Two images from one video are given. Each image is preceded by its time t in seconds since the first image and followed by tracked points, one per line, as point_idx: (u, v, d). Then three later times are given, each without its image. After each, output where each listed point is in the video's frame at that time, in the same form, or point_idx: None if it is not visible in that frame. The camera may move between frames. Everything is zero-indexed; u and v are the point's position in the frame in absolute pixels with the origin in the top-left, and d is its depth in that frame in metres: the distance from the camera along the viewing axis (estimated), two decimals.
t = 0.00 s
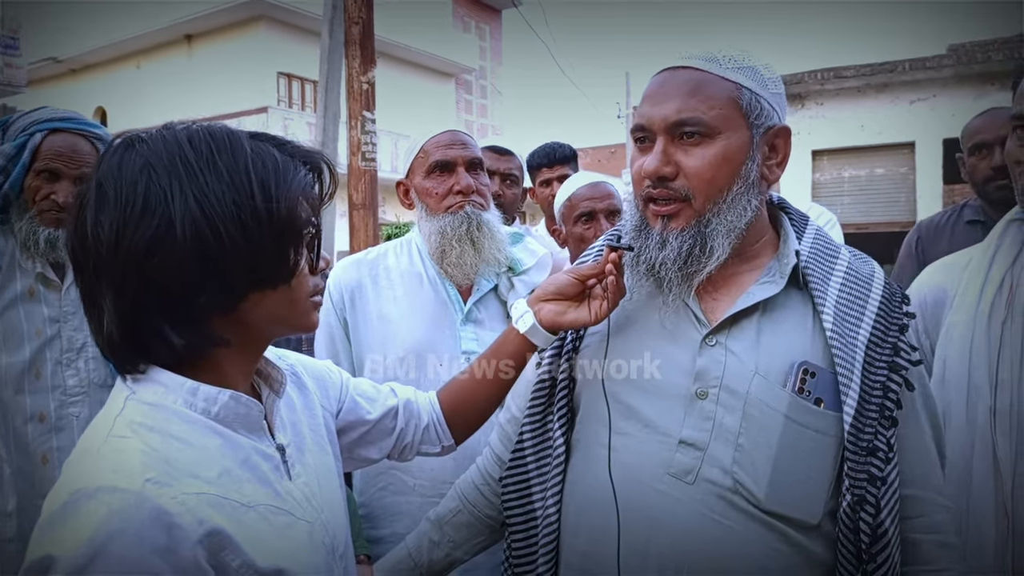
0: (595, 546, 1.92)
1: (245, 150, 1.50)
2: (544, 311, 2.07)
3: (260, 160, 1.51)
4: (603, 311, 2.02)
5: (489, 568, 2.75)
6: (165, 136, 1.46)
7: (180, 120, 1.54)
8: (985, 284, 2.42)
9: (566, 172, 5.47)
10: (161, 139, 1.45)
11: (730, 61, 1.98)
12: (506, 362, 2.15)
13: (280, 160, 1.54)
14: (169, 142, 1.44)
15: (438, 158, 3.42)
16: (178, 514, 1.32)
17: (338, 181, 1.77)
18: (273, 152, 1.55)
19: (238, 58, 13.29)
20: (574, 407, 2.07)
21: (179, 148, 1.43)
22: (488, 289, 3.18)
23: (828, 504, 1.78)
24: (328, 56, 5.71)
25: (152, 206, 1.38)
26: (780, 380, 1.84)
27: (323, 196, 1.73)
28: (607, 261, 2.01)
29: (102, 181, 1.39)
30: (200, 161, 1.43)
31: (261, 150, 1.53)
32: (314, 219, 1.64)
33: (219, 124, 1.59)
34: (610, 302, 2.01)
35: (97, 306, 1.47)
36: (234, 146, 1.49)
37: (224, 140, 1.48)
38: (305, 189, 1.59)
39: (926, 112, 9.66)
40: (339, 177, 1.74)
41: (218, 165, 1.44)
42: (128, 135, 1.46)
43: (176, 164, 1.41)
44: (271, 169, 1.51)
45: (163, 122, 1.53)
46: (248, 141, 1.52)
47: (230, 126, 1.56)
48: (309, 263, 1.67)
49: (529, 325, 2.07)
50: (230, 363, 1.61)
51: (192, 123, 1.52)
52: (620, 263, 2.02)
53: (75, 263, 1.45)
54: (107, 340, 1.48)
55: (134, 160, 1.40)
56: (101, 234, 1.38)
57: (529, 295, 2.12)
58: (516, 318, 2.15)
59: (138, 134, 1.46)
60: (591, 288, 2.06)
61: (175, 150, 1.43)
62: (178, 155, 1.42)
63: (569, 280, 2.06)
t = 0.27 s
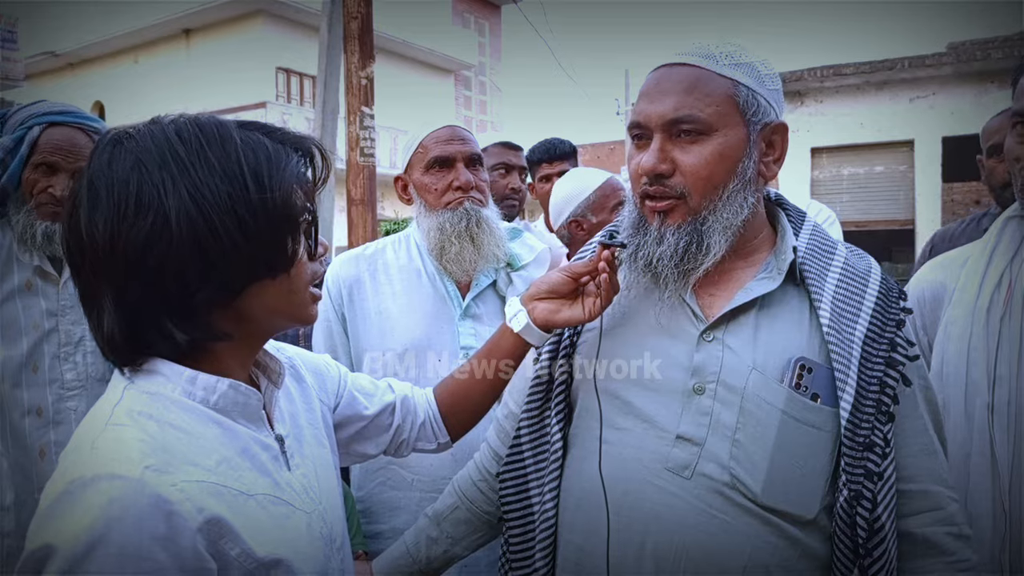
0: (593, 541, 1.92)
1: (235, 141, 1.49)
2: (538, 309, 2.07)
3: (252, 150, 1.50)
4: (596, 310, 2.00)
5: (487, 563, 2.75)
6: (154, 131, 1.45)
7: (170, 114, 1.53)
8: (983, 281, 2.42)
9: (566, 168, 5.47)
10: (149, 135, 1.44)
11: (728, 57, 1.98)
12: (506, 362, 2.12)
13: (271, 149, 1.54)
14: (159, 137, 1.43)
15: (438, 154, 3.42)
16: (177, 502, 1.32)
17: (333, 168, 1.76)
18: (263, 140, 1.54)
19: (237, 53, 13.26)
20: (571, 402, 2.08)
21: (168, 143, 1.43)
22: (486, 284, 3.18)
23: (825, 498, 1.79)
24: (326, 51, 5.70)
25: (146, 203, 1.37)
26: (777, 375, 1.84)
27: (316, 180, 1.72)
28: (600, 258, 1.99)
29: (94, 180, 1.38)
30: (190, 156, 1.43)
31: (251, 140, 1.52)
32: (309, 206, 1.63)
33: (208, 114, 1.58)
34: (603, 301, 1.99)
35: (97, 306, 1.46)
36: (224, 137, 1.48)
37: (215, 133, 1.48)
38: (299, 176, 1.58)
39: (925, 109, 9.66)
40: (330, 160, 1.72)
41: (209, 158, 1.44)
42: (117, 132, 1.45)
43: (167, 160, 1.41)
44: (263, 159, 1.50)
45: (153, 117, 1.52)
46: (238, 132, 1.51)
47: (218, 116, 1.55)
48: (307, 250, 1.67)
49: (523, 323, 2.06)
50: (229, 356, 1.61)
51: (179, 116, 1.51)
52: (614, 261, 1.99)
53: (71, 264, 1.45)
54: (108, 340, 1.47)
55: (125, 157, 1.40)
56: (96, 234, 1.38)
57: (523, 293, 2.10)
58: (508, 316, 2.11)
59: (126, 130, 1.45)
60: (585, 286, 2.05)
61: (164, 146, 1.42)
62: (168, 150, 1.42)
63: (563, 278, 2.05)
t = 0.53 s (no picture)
0: (596, 539, 1.92)
1: (246, 142, 1.49)
2: (543, 310, 2.07)
3: (262, 151, 1.50)
4: (602, 310, 2.02)
5: (490, 562, 2.75)
6: (165, 131, 1.45)
7: (180, 113, 1.53)
8: (986, 280, 2.42)
9: (569, 168, 5.48)
10: (161, 134, 1.45)
11: (730, 56, 1.99)
12: (506, 362, 2.13)
13: (282, 150, 1.54)
14: (170, 137, 1.44)
15: (457, 152, 3.42)
16: (187, 500, 1.33)
17: (339, 166, 1.78)
18: (275, 142, 1.54)
19: (240, 53, 13.28)
20: (575, 400, 2.09)
21: (180, 143, 1.43)
22: (489, 284, 3.18)
23: (827, 497, 1.79)
24: (330, 51, 5.71)
25: (157, 204, 1.38)
26: (778, 373, 1.85)
27: (324, 181, 1.73)
28: (606, 259, 2.02)
29: (106, 181, 1.39)
30: (201, 156, 1.43)
31: (263, 141, 1.52)
32: (319, 207, 1.63)
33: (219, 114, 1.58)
34: (609, 303, 2.02)
35: (106, 305, 1.47)
36: (235, 137, 1.48)
37: (225, 134, 1.48)
38: (309, 179, 1.58)
39: (928, 109, 9.64)
40: (339, 160, 1.75)
41: (220, 159, 1.44)
42: (129, 131, 1.46)
43: (178, 161, 1.41)
44: (274, 160, 1.51)
45: (165, 116, 1.53)
46: (249, 132, 1.51)
47: (229, 116, 1.55)
48: (316, 252, 1.67)
49: (529, 324, 2.07)
50: (238, 355, 1.62)
51: (190, 115, 1.51)
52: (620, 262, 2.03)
53: (83, 262, 1.46)
54: (117, 339, 1.48)
55: (137, 158, 1.40)
56: (108, 234, 1.39)
57: (528, 294, 2.11)
58: (515, 316, 2.13)
59: (138, 130, 1.45)
60: (591, 287, 2.06)
61: (176, 146, 1.43)
62: (180, 150, 1.42)
63: (568, 279, 2.05)
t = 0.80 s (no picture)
0: (594, 539, 1.93)
1: (256, 149, 1.51)
2: (540, 310, 2.07)
3: (270, 158, 1.52)
4: (597, 310, 2.02)
5: (489, 562, 2.75)
6: (178, 131, 1.47)
7: (195, 115, 1.55)
8: (982, 278, 2.42)
9: (566, 168, 5.49)
10: (174, 133, 1.46)
11: (727, 56, 1.99)
12: (506, 362, 2.13)
13: (290, 160, 1.55)
14: (182, 136, 1.45)
15: (469, 152, 3.44)
16: (184, 503, 1.33)
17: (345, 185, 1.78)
18: (283, 152, 1.56)
19: (236, 54, 13.28)
20: (573, 400, 2.09)
21: (190, 142, 1.44)
22: (486, 284, 3.19)
23: (823, 495, 1.79)
24: (326, 52, 5.71)
25: (160, 198, 1.38)
26: (775, 372, 1.85)
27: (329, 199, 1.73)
28: (602, 260, 2.02)
29: (113, 171, 1.40)
30: (210, 156, 1.44)
31: (272, 150, 1.54)
32: (320, 220, 1.64)
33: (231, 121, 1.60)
34: (605, 301, 2.01)
35: (98, 295, 1.47)
36: (246, 143, 1.50)
37: (236, 137, 1.49)
38: (313, 189, 1.59)
39: (924, 108, 9.67)
40: (345, 179, 1.75)
41: (229, 161, 1.45)
42: (141, 127, 1.47)
43: (186, 159, 1.42)
44: (281, 169, 1.52)
45: (178, 115, 1.54)
46: (260, 140, 1.53)
47: (241, 123, 1.57)
48: (312, 263, 1.67)
49: (525, 324, 2.07)
50: (229, 356, 1.62)
51: (205, 119, 1.53)
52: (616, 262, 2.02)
53: (79, 251, 1.45)
54: (107, 330, 1.48)
55: (145, 151, 1.41)
56: (108, 224, 1.39)
57: (524, 294, 2.12)
58: (511, 317, 2.14)
59: (150, 126, 1.47)
60: (587, 287, 2.06)
61: (186, 144, 1.44)
62: (190, 149, 1.43)
63: (565, 278, 2.05)
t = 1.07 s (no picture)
0: (592, 538, 1.93)
1: (251, 148, 1.51)
2: (539, 308, 2.08)
3: (266, 157, 1.52)
4: (596, 309, 2.02)
5: (487, 561, 2.76)
6: (173, 131, 1.47)
7: (189, 115, 1.55)
8: (978, 276, 2.43)
9: (563, 167, 5.50)
10: (168, 133, 1.47)
11: (722, 54, 1.99)
12: (506, 362, 2.13)
13: (285, 158, 1.55)
14: (177, 136, 1.46)
15: (469, 150, 3.45)
16: (183, 503, 1.33)
17: (341, 183, 1.78)
18: (279, 150, 1.56)
19: (233, 54, 13.25)
20: (570, 399, 2.09)
21: (186, 142, 1.45)
22: (484, 284, 3.20)
23: (820, 494, 1.80)
24: (323, 52, 5.71)
25: (157, 198, 1.39)
26: (771, 372, 1.86)
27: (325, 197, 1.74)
28: (601, 258, 2.01)
29: (109, 172, 1.40)
30: (205, 156, 1.44)
31: (268, 149, 1.54)
32: (317, 218, 1.64)
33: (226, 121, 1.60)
34: (604, 300, 2.00)
35: (96, 297, 1.47)
36: (240, 142, 1.50)
37: (232, 137, 1.49)
38: (309, 188, 1.60)
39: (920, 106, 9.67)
40: (341, 176, 1.76)
41: (224, 160, 1.45)
42: (135, 128, 1.47)
43: (182, 159, 1.42)
44: (276, 167, 1.52)
45: (172, 116, 1.55)
46: (255, 139, 1.53)
47: (236, 123, 1.57)
48: (309, 263, 1.67)
49: (524, 322, 2.08)
50: (228, 356, 1.62)
51: (200, 119, 1.53)
52: (616, 261, 2.01)
53: (76, 253, 1.46)
54: (106, 331, 1.48)
55: (141, 152, 1.42)
56: (104, 225, 1.39)
57: (524, 292, 2.12)
58: (510, 314, 2.14)
59: (145, 127, 1.47)
60: (586, 285, 2.07)
61: (182, 144, 1.44)
62: (185, 149, 1.44)
63: (564, 277, 2.07)
